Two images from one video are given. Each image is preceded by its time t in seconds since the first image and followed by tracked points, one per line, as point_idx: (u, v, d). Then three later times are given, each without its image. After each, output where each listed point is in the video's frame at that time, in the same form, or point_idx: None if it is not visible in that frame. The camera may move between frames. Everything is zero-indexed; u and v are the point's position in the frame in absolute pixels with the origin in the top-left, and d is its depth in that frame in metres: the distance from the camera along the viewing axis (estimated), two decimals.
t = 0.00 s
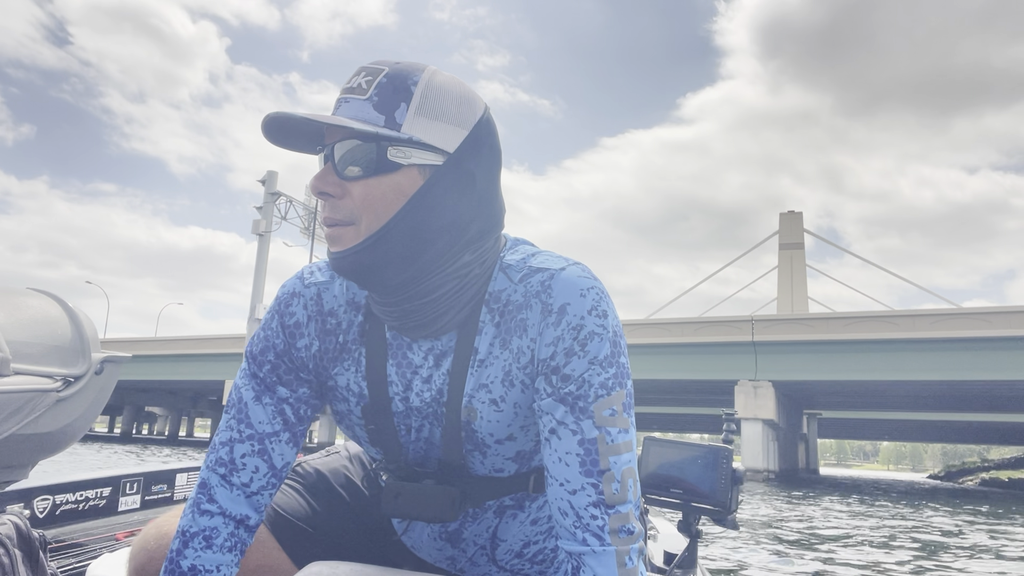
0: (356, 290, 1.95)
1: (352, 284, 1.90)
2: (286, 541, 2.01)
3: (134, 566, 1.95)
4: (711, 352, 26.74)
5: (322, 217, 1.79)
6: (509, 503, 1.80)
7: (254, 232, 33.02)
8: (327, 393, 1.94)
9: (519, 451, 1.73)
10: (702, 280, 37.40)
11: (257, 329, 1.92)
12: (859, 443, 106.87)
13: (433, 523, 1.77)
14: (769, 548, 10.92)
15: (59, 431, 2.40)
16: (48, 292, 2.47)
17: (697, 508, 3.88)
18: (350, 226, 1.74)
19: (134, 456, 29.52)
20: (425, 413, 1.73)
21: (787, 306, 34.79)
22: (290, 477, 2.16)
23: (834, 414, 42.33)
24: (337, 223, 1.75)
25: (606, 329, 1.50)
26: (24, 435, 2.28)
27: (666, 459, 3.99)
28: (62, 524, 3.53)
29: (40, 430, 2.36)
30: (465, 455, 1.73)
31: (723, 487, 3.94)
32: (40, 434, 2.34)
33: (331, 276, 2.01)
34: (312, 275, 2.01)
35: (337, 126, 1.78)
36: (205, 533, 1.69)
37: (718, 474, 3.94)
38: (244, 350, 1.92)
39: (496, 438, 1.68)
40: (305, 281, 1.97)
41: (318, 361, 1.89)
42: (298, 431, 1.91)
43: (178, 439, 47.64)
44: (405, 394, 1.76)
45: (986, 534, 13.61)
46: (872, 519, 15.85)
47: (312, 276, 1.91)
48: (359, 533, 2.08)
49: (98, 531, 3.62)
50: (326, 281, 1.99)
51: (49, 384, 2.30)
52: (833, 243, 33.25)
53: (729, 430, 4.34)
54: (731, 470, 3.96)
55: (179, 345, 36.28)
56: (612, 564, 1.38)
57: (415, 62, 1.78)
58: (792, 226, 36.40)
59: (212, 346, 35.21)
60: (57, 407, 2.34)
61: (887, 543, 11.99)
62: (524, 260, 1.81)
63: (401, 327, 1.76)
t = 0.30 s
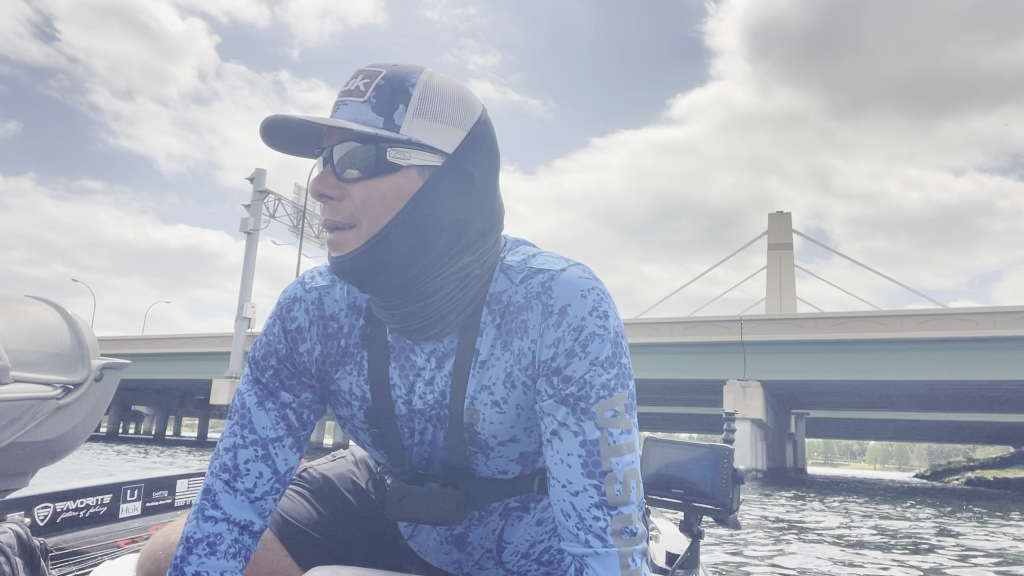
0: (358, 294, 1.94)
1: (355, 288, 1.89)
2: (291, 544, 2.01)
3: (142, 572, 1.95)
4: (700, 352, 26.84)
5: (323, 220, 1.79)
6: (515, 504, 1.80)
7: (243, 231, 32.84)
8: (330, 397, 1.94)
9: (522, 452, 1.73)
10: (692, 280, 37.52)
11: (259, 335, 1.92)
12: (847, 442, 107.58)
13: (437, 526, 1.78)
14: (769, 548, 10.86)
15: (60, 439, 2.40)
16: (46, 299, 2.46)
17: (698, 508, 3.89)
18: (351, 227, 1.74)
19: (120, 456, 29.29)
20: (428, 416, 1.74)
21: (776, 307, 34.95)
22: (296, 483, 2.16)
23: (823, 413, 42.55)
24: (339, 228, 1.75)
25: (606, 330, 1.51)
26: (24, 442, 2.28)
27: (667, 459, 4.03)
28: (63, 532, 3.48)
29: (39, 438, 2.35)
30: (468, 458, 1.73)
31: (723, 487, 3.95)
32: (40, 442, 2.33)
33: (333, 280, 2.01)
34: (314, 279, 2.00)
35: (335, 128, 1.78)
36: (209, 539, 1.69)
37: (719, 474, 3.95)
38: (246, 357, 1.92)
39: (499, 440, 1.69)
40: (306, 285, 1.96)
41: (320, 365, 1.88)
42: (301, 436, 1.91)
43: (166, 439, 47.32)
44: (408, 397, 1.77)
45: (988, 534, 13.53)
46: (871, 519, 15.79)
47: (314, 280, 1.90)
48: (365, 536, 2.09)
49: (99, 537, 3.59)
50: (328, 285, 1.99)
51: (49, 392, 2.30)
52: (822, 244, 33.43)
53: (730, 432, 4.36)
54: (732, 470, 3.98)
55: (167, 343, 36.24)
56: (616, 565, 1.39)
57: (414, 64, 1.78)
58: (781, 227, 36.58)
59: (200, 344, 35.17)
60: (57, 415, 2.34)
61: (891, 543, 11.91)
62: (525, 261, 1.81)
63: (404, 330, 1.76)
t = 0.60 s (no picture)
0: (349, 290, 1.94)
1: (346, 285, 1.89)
2: (280, 540, 2.01)
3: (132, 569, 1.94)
4: (689, 351, 26.99)
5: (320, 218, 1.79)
6: (505, 502, 1.80)
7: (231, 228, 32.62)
8: (321, 394, 1.94)
9: (514, 451, 1.74)
10: (681, 280, 37.68)
11: (250, 330, 1.91)
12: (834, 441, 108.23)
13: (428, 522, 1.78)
14: (764, 549, 10.87)
15: (61, 434, 2.38)
16: (46, 295, 2.45)
17: (697, 508, 3.89)
18: (349, 227, 1.75)
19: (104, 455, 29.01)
20: (420, 414, 1.73)
21: (765, 307, 35.12)
22: (287, 480, 2.16)
23: (810, 413, 42.80)
24: (336, 225, 1.76)
25: (600, 332, 1.52)
26: (25, 438, 2.27)
27: (666, 458, 3.97)
28: (62, 527, 3.47)
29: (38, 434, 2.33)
30: (460, 455, 1.73)
31: (722, 486, 3.94)
32: (40, 438, 2.32)
33: (324, 277, 2.00)
34: (305, 276, 1.99)
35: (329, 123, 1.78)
36: (202, 534, 1.68)
37: (718, 473, 3.94)
38: (237, 351, 1.91)
39: (490, 438, 1.69)
40: (298, 281, 1.96)
41: (312, 363, 1.88)
42: (293, 432, 1.90)
43: (152, 439, 46.97)
44: (400, 394, 1.76)
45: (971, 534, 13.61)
46: (862, 519, 15.76)
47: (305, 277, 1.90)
48: (356, 533, 2.09)
49: (99, 532, 3.56)
50: (318, 282, 1.98)
51: (49, 387, 2.29)
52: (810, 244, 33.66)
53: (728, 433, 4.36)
54: (731, 470, 3.97)
55: (154, 343, 35.95)
56: (610, 565, 1.39)
57: (409, 62, 1.78)
58: (770, 227, 36.80)
59: (187, 343, 34.91)
60: (58, 410, 2.32)
61: (885, 543, 11.93)
62: (518, 260, 1.81)
63: (395, 328, 1.76)
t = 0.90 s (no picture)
0: (345, 287, 1.93)
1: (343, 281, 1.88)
2: (274, 537, 2.00)
3: (123, 565, 1.92)
4: (678, 351, 27.13)
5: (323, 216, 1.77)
6: (500, 500, 1.80)
7: (219, 226, 32.41)
8: (318, 390, 1.92)
9: (510, 448, 1.74)
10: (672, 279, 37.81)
11: (246, 326, 1.90)
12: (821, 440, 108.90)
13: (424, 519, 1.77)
14: (759, 548, 10.90)
15: (61, 429, 2.37)
16: (46, 290, 2.43)
17: (696, 507, 3.88)
18: (356, 225, 1.73)
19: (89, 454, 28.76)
20: (419, 411, 1.73)
21: (753, 306, 35.31)
22: (281, 477, 2.16)
23: (798, 412, 43.05)
24: (343, 222, 1.74)
25: (600, 331, 1.52)
26: (24, 433, 2.25)
27: (664, 458, 3.98)
28: (62, 522, 3.46)
29: (37, 429, 2.31)
30: (457, 452, 1.73)
31: (722, 486, 3.91)
32: (40, 433, 2.31)
33: (320, 273, 1.98)
34: (301, 272, 1.98)
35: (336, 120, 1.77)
36: (196, 530, 1.67)
37: (718, 473, 3.89)
38: (233, 348, 1.89)
39: (487, 436, 1.69)
40: (293, 278, 1.95)
41: (309, 359, 1.87)
42: (287, 429, 1.89)
43: (138, 437, 46.65)
44: (398, 391, 1.76)
45: (956, 533, 13.66)
46: (850, 518, 15.76)
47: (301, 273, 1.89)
48: (351, 530, 2.09)
49: (98, 528, 3.55)
50: (314, 278, 1.97)
51: (49, 382, 2.27)
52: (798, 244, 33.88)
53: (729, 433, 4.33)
54: (730, 469, 3.94)
55: (141, 341, 35.70)
56: (608, 563, 1.40)
57: (418, 61, 1.77)
58: (759, 227, 37.02)
59: (175, 342, 34.71)
60: (57, 405, 2.31)
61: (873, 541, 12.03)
62: (517, 259, 1.82)
63: (396, 326, 1.75)
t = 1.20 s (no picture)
0: (347, 286, 1.92)
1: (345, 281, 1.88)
2: (275, 537, 1.99)
3: (124, 565, 1.91)
4: (668, 350, 27.20)
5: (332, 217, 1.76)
6: (503, 498, 1.80)
7: (208, 224, 32.20)
8: (320, 390, 1.92)
9: (513, 447, 1.73)
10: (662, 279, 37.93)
11: (248, 326, 1.88)
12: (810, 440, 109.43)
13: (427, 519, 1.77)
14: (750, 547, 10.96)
15: (62, 430, 2.34)
16: (47, 291, 2.41)
17: (698, 506, 3.87)
18: (367, 226, 1.72)
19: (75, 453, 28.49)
20: (424, 411, 1.73)
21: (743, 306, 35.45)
22: (281, 477, 2.15)
23: (787, 412, 43.25)
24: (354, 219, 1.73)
25: (604, 330, 1.51)
26: (25, 435, 2.23)
27: (665, 456, 3.97)
28: (64, 522, 3.43)
29: (39, 430, 2.29)
30: (460, 451, 1.73)
31: (722, 484, 3.86)
32: (42, 434, 2.28)
33: (322, 273, 1.97)
34: (303, 272, 1.97)
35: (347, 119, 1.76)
36: (199, 531, 1.66)
37: (718, 471, 3.84)
38: (235, 347, 1.88)
39: (491, 434, 1.69)
40: (296, 278, 1.94)
41: (311, 359, 1.87)
42: (289, 428, 1.88)
43: (125, 437, 46.28)
44: (401, 391, 1.76)
45: (941, 532, 13.71)
46: (841, 518, 15.73)
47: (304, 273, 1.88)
48: (352, 530, 2.08)
49: (100, 528, 3.53)
50: (316, 278, 1.96)
51: (51, 383, 2.25)
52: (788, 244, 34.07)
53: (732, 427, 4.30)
54: (731, 467, 3.88)
55: (129, 339, 35.55)
56: (611, 561, 1.40)
57: (431, 60, 1.76)
58: (748, 227, 37.19)
59: (163, 341, 34.48)
60: (59, 407, 2.28)
61: (863, 539, 12.09)
62: (520, 258, 1.82)
63: (399, 326, 1.75)
